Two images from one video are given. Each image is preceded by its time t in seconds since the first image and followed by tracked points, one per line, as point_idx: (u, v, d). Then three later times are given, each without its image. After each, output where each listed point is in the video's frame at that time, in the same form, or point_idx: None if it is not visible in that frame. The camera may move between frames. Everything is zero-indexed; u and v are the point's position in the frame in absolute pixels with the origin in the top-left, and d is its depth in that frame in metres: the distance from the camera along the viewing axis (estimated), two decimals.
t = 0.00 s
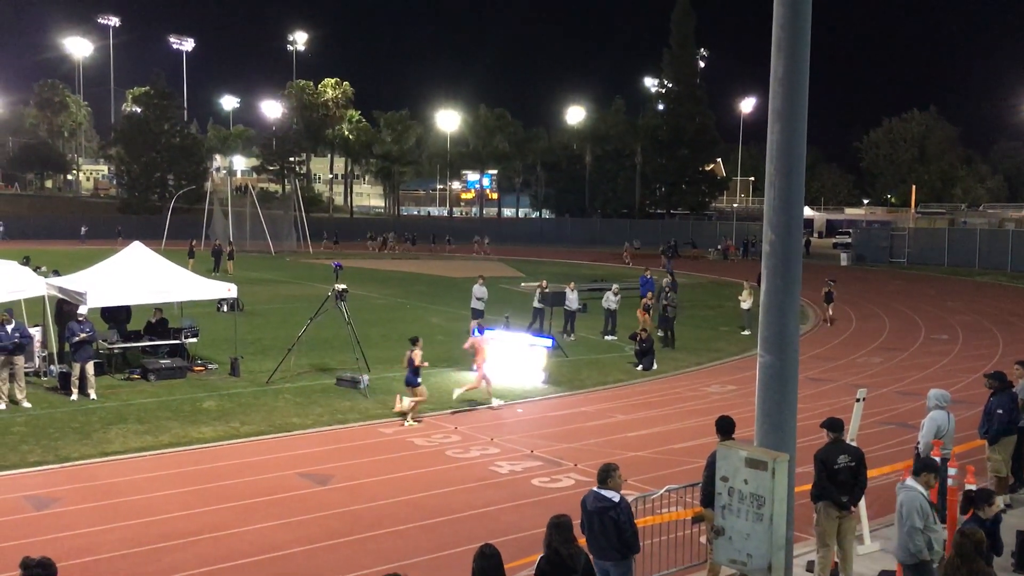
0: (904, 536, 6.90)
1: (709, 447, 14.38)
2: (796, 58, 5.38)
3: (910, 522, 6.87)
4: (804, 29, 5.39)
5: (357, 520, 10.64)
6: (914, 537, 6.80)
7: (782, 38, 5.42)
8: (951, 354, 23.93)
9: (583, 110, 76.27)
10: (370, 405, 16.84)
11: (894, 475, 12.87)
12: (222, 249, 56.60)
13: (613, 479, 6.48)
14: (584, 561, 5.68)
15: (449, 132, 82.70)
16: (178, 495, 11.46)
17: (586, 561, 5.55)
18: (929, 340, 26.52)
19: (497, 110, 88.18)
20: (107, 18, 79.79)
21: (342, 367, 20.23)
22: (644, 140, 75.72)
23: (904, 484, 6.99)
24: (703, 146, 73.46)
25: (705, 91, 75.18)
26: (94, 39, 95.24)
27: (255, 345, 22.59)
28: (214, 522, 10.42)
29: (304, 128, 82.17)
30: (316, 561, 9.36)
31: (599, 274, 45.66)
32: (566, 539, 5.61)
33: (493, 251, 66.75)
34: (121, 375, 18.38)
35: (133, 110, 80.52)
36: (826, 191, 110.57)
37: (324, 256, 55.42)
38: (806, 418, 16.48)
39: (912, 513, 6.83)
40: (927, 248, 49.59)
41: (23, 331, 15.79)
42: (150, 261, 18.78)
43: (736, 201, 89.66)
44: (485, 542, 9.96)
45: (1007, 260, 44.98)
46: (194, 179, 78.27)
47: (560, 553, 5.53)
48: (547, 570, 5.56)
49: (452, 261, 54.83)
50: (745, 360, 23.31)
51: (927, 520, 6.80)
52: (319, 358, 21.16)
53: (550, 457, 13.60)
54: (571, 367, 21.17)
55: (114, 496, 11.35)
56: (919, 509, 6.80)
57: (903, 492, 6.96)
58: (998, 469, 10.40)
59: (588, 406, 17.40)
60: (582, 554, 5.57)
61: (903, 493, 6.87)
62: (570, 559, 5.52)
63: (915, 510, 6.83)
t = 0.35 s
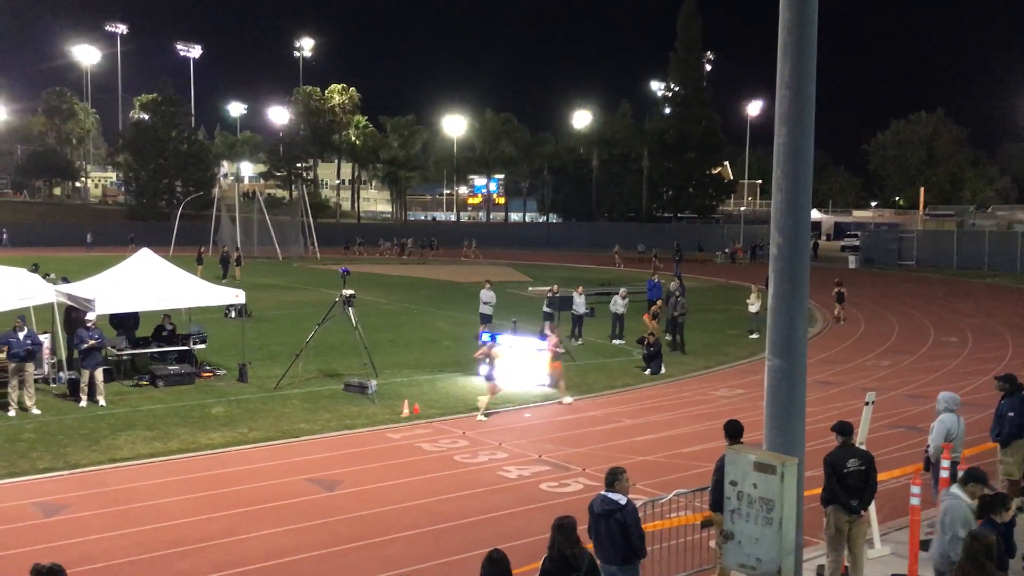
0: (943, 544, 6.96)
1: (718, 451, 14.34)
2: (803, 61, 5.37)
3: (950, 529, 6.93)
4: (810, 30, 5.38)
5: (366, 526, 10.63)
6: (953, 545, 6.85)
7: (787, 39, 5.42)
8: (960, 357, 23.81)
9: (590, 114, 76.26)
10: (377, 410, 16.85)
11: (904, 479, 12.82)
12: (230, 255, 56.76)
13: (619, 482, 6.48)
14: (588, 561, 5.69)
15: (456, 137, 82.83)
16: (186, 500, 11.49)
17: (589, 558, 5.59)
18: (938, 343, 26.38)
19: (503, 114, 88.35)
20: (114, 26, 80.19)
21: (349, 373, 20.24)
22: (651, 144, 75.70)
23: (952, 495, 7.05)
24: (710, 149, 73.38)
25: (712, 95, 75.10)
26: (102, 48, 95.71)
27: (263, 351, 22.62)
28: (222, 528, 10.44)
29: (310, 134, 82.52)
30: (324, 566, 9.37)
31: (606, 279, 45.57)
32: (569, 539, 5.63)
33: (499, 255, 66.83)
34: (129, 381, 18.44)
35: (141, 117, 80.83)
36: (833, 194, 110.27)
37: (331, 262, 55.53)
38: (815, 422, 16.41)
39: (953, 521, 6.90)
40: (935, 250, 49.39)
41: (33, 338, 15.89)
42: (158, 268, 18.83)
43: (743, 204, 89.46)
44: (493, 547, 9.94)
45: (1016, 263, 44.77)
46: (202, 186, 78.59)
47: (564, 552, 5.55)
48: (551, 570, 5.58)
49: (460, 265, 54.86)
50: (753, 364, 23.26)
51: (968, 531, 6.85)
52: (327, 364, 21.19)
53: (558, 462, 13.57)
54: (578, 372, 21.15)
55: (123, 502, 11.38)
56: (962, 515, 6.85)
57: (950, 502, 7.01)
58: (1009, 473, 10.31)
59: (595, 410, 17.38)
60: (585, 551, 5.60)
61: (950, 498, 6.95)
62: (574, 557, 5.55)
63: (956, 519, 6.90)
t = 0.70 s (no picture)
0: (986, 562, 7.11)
1: (727, 457, 14.31)
2: (808, 68, 5.38)
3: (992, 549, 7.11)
4: (817, 35, 5.39)
5: (376, 534, 10.64)
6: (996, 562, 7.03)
7: (793, 46, 5.43)
8: (969, 361, 23.73)
9: (596, 121, 76.31)
10: (386, 417, 16.88)
11: (914, 484, 12.77)
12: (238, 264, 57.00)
13: (627, 488, 6.48)
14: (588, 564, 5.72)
15: (462, 144, 83.01)
16: (197, 509, 11.52)
17: (588, 559, 5.62)
18: (948, 347, 26.29)
19: (509, 121, 88.60)
20: (123, 36, 80.72)
21: (358, 380, 20.28)
22: (657, 150, 75.80)
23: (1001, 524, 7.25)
24: (717, 155, 73.39)
25: (719, 100, 75.13)
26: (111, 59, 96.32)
27: (272, 359, 22.68)
28: (232, 536, 10.47)
29: (318, 142, 82.87)
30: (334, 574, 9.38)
31: (613, 285, 45.56)
32: (567, 542, 5.66)
33: (507, 262, 66.96)
34: (139, 390, 18.51)
35: (149, 127, 81.29)
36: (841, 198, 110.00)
37: (338, 270, 55.71)
38: (824, 427, 16.37)
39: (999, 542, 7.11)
40: (943, 254, 49.20)
41: (45, 346, 15.99)
42: (167, 277, 18.90)
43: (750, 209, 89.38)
44: (501, 555, 9.94)
45: None
46: (210, 195, 78.93)
47: (560, 555, 5.58)
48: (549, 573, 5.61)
49: (467, 273, 54.91)
50: (762, 369, 23.18)
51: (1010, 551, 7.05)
52: (335, 372, 21.24)
53: (566, 468, 13.56)
54: (586, 378, 21.14)
55: (133, 511, 11.42)
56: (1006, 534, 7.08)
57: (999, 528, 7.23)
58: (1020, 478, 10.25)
59: (603, 417, 17.36)
60: (584, 554, 5.63)
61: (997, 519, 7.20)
62: (570, 559, 5.58)
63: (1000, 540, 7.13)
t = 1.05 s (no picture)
0: None
1: (732, 461, 14.28)
2: (812, 71, 5.38)
3: None
4: (821, 37, 5.40)
5: (381, 537, 10.64)
6: None
7: (797, 50, 5.43)
8: (975, 364, 23.66)
9: (600, 125, 76.32)
10: (390, 421, 16.89)
11: (920, 487, 12.72)
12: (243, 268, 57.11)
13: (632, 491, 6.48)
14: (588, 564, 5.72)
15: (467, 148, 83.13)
16: (202, 514, 11.52)
17: (587, 560, 5.61)
18: (954, 350, 26.20)
19: (513, 125, 88.82)
20: (127, 41, 81.02)
21: (362, 384, 20.26)
22: (662, 154, 75.88)
23: None
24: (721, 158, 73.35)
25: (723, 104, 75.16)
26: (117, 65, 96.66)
27: (277, 363, 22.71)
28: (236, 540, 10.47)
29: (322, 146, 82.98)
30: None
31: (618, 289, 45.55)
32: (567, 543, 5.66)
33: (510, 266, 66.95)
34: (144, 394, 18.54)
35: (154, 132, 81.51)
36: (846, 201, 109.81)
37: (343, 274, 55.79)
38: (829, 430, 16.32)
39: None
40: (949, 257, 49.07)
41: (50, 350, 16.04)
42: (173, 281, 18.92)
43: (755, 211, 89.34)
44: (504, 559, 9.91)
45: None
46: (215, 200, 79.08)
47: (560, 555, 5.58)
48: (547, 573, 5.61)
49: (472, 276, 54.94)
50: (767, 372, 23.16)
51: None
52: (340, 376, 21.24)
53: (572, 472, 13.54)
54: (591, 381, 21.12)
55: (140, 515, 11.44)
56: None
57: None
58: None
59: (608, 420, 17.34)
60: (583, 555, 5.62)
61: None
62: (569, 560, 5.58)
63: None
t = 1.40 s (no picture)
0: None
1: (738, 462, 14.29)
2: (815, 73, 5.39)
3: None
4: (825, 41, 5.41)
5: (387, 540, 10.66)
6: None
7: (802, 52, 5.44)
8: (981, 364, 23.59)
9: (604, 126, 76.29)
10: (395, 424, 16.90)
11: (927, 488, 12.70)
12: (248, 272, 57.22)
13: (645, 493, 6.51)
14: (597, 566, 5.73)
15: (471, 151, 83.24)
16: (209, 516, 11.58)
17: (598, 562, 5.63)
18: (959, 350, 26.13)
19: (518, 127, 88.97)
20: (132, 46, 81.28)
21: (367, 387, 20.28)
22: (666, 155, 75.85)
23: None
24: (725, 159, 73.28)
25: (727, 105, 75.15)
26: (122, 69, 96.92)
27: (282, 367, 22.73)
28: (242, 544, 10.50)
29: (327, 150, 83.09)
30: None
31: (623, 290, 45.55)
32: (578, 544, 5.68)
33: (514, 269, 66.93)
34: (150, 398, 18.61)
35: (159, 136, 81.70)
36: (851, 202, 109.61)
37: (348, 277, 55.91)
38: (835, 432, 16.30)
39: None
40: (954, 257, 48.98)
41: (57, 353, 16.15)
42: (178, 285, 18.97)
43: (760, 212, 89.22)
44: (509, 561, 9.92)
45: None
46: (219, 203, 79.27)
47: (570, 558, 5.59)
48: (558, 574, 5.62)
49: (477, 278, 54.92)
50: (772, 374, 23.11)
51: None
52: (344, 379, 21.26)
53: (577, 474, 13.55)
54: (596, 383, 21.11)
55: (147, 518, 11.49)
56: None
57: None
58: None
59: (613, 422, 17.34)
60: (592, 557, 5.62)
61: None
62: (579, 562, 5.58)
63: None
